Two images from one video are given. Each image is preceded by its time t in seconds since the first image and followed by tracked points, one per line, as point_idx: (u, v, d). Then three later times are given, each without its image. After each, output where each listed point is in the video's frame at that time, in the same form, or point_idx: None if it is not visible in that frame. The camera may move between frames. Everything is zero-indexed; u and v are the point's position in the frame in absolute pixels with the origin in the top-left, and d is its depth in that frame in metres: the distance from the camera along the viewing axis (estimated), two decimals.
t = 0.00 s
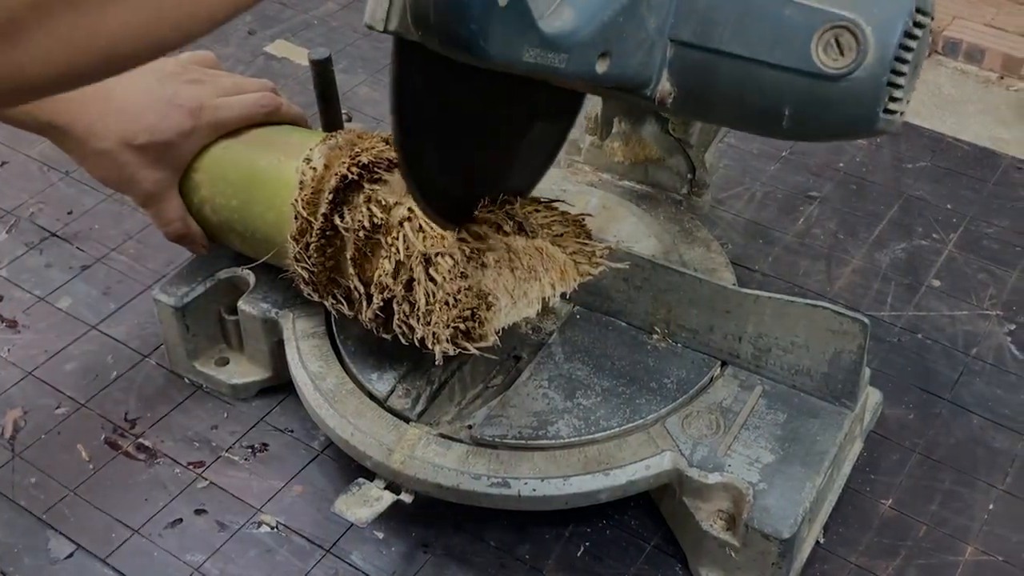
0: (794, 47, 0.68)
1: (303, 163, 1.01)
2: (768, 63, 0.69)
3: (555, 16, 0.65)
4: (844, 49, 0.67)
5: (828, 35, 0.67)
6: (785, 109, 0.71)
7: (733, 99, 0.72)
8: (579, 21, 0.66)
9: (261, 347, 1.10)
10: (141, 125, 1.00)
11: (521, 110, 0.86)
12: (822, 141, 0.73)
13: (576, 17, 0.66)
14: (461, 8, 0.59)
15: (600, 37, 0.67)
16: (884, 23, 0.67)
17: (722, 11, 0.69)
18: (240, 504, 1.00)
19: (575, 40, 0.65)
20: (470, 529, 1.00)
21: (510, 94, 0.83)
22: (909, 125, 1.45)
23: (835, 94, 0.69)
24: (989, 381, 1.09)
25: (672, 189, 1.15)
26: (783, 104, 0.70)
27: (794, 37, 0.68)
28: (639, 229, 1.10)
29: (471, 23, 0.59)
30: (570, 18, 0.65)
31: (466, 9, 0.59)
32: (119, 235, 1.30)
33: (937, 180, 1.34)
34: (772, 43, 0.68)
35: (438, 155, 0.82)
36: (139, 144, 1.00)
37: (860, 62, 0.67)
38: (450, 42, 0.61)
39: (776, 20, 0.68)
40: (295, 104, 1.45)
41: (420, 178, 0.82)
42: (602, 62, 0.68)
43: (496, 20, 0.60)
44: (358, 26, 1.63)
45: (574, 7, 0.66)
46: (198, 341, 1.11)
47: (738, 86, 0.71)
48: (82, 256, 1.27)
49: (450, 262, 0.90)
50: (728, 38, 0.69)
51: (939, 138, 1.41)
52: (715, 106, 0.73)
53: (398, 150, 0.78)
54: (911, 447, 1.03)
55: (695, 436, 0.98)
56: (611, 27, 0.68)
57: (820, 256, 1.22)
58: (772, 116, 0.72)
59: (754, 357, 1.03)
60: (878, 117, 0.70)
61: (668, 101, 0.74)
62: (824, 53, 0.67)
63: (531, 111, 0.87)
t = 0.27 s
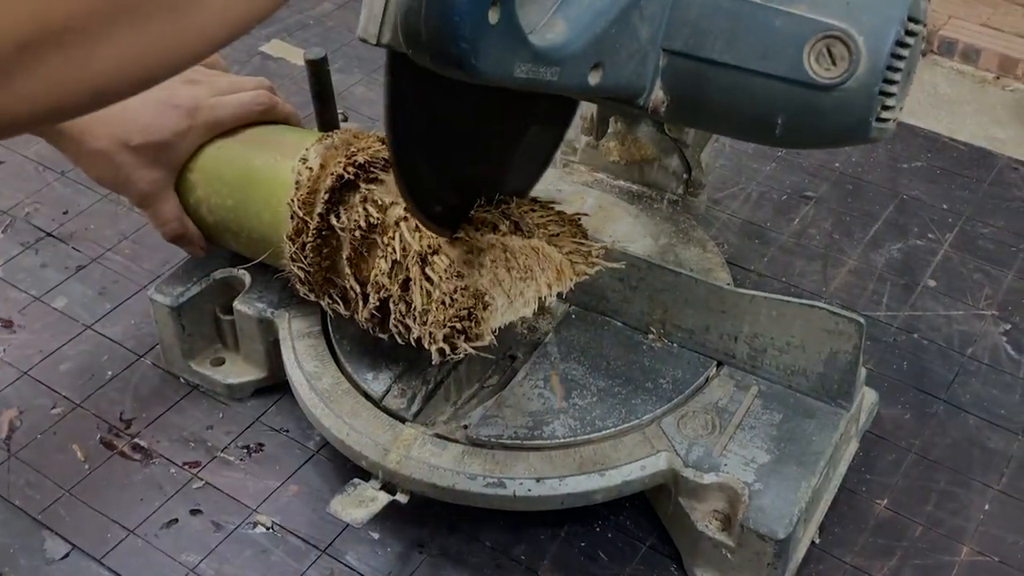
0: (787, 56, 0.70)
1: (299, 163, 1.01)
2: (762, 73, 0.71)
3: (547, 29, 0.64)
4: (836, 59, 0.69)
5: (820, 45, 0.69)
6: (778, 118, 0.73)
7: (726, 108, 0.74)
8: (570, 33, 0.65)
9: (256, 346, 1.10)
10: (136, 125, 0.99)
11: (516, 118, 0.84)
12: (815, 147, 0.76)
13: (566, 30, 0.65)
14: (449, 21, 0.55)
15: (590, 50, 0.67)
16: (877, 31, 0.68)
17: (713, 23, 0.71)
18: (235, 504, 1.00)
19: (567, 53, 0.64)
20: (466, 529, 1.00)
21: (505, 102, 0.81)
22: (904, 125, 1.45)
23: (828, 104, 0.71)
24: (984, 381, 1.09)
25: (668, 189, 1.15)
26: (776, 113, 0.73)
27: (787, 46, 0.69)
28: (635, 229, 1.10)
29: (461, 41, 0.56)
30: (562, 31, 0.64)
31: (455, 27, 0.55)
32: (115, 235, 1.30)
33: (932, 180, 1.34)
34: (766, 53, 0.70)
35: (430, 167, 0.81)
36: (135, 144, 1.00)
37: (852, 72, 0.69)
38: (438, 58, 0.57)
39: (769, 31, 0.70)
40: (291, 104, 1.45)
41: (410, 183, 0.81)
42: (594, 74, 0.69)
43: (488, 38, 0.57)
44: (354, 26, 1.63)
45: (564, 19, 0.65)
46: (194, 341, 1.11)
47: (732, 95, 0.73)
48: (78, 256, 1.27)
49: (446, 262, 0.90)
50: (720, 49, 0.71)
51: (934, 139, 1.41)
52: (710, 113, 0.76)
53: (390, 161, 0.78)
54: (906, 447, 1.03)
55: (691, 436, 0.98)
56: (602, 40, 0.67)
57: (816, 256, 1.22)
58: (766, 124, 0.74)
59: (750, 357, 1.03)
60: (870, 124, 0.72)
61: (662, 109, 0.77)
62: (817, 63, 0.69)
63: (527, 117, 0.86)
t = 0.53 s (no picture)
0: (779, 67, 0.72)
1: (295, 163, 1.01)
2: (754, 84, 0.74)
3: (539, 42, 0.66)
4: (827, 70, 0.71)
5: (811, 56, 0.71)
6: (770, 127, 0.76)
7: (719, 117, 0.77)
8: (562, 47, 0.66)
9: (252, 347, 1.10)
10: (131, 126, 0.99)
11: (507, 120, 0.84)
12: (809, 155, 0.78)
13: (559, 44, 0.66)
14: (439, 39, 0.55)
15: (583, 64, 0.68)
16: (869, 42, 0.70)
17: (706, 35, 0.74)
18: (231, 504, 1.00)
19: (561, 67, 0.66)
20: (461, 529, 1.00)
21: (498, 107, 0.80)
22: (900, 126, 1.45)
23: (818, 114, 0.73)
24: (980, 381, 1.09)
25: (663, 189, 1.15)
26: (769, 122, 0.75)
27: (778, 58, 0.72)
28: (631, 229, 1.10)
29: (452, 60, 0.56)
30: (555, 44, 0.66)
31: (445, 45, 0.55)
32: (110, 235, 1.30)
33: (928, 181, 1.34)
34: (758, 64, 0.73)
35: (428, 181, 0.81)
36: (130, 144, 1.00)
37: (842, 83, 0.71)
38: (429, 76, 0.57)
39: (761, 43, 0.72)
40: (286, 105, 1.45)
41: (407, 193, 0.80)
42: (587, 86, 0.70)
43: (478, 57, 0.57)
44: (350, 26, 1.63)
45: (557, 32, 0.67)
46: (190, 341, 1.11)
47: (727, 104, 0.76)
48: (73, 256, 1.27)
49: (442, 262, 0.90)
50: (713, 60, 0.74)
51: (930, 139, 1.41)
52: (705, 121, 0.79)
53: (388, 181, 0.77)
54: (902, 448, 1.03)
55: (686, 437, 0.97)
56: (595, 54, 0.69)
57: (812, 256, 1.22)
58: (759, 133, 0.77)
59: (745, 358, 1.03)
60: (862, 134, 0.74)
61: (659, 117, 0.80)
62: (808, 74, 0.72)
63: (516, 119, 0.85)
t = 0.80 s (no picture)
0: (769, 81, 0.71)
1: (291, 163, 1.01)
2: (745, 97, 0.72)
3: (528, 61, 0.65)
4: (819, 84, 0.70)
5: (802, 71, 0.69)
6: (761, 140, 0.74)
7: (711, 130, 0.75)
8: (550, 66, 0.65)
9: (248, 347, 1.10)
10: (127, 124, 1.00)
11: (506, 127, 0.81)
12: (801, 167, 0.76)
13: (548, 63, 0.65)
14: (427, 67, 0.55)
15: (573, 81, 0.67)
16: (860, 55, 0.68)
17: (697, 49, 0.72)
18: (227, 504, 1.00)
19: (548, 87, 0.65)
20: (457, 529, 1.00)
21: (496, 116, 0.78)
22: (895, 125, 1.45)
23: (810, 128, 0.71)
24: (975, 381, 1.09)
25: (659, 189, 1.15)
26: (760, 136, 0.74)
27: (768, 73, 0.70)
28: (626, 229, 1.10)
29: (441, 88, 0.56)
30: (544, 63, 0.65)
31: (434, 72, 0.55)
32: (106, 235, 1.30)
33: (923, 180, 1.34)
34: (747, 78, 0.71)
35: (423, 198, 0.80)
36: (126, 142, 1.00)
37: (834, 97, 0.69)
38: (419, 102, 0.57)
39: (751, 56, 0.71)
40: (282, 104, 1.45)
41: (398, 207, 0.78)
42: (579, 102, 0.69)
43: (467, 82, 0.57)
44: (346, 26, 1.63)
45: (546, 50, 0.66)
46: (186, 341, 1.12)
47: (717, 118, 0.74)
48: (69, 255, 1.27)
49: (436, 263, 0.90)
50: (704, 74, 0.72)
51: (925, 139, 1.41)
52: (696, 133, 0.77)
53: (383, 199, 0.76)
54: (898, 448, 1.03)
55: (682, 437, 0.97)
56: (585, 69, 0.68)
57: (807, 256, 1.22)
58: (750, 145, 0.75)
59: (741, 358, 1.03)
60: (855, 146, 0.73)
61: (650, 129, 0.78)
62: (799, 88, 0.70)
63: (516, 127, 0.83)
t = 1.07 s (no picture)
0: (761, 93, 0.72)
1: (286, 162, 1.01)
2: (736, 110, 0.73)
3: (521, 76, 0.66)
4: (810, 96, 0.71)
5: (794, 83, 0.71)
6: (753, 151, 0.75)
7: (704, 139, 0.76)
8: (542, 81, 0.66)
9: (243, 346, 1.10)
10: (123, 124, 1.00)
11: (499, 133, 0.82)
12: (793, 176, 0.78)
13: (539, 78, 0.66)
14: (417, 89, 0.55)
15: (565, 95, 0.68)
16: (850, 67, 0.69)
17: (689, 61, 0.73)
18: (222, 504, 1.00)
19: (539, 102, 0.66)
20: (452, 529, 1.00)
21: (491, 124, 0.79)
22: (891, 125, 1.45)
23: (802, 140, 0.73)
24: (971, 381, 1.09)
25: (655, 189, 1.15)
26: (753, 147, 0.75)
27: (759, 85, 0.71)
28: (622, 229, 1.11)
29: (432, 111, 0.57)
30: (536, 78, 0.66)
31: (423, 95, 0.56)
32: (102, 235, 1.30)
33: (919, 180, 1.34)
34: (740, 90, 0.72)
35: (416, 202, 0.81)
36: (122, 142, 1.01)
37: (825, 110, 0.71)
38: (411, 123, 0.58)
39: (743, 68, 0.72)
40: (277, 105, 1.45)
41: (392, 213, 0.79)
42: (571, 115, 0.70)
43: (457, 103, 0.58)
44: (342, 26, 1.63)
45: (539, 65, 0.66)
46: (181, 341, 1.11)
47: (709, 128, 0.75)
48: (64, 255, 1.27)
49: (431, 262, 0.89)
50: (695, 85, 0.73)
51: (921, 139, 1.42)
52: (690, 143, 0.78)
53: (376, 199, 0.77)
54: (893, 448, 1.03)
55: (677, 437, 0.97)
56: (578, 83, 0.69)
57: (803, 256, 1.22)
58: (743, 155, 0.76)
59: (737, 357, 1.03)
60: (846, 156, 0.74)
61: (643, 138, 0.79)
62: (791, 100, 0.71)
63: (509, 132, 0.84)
